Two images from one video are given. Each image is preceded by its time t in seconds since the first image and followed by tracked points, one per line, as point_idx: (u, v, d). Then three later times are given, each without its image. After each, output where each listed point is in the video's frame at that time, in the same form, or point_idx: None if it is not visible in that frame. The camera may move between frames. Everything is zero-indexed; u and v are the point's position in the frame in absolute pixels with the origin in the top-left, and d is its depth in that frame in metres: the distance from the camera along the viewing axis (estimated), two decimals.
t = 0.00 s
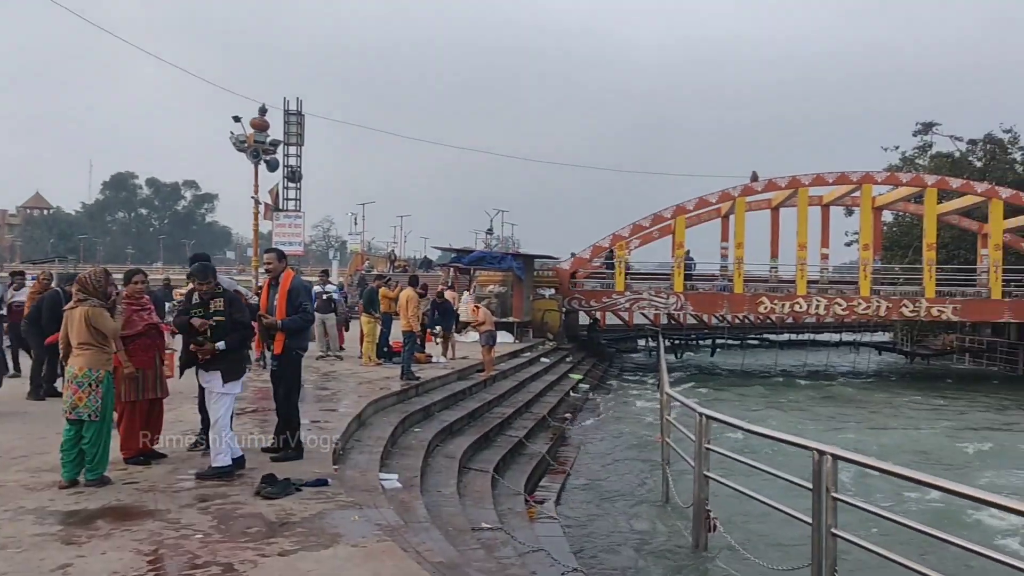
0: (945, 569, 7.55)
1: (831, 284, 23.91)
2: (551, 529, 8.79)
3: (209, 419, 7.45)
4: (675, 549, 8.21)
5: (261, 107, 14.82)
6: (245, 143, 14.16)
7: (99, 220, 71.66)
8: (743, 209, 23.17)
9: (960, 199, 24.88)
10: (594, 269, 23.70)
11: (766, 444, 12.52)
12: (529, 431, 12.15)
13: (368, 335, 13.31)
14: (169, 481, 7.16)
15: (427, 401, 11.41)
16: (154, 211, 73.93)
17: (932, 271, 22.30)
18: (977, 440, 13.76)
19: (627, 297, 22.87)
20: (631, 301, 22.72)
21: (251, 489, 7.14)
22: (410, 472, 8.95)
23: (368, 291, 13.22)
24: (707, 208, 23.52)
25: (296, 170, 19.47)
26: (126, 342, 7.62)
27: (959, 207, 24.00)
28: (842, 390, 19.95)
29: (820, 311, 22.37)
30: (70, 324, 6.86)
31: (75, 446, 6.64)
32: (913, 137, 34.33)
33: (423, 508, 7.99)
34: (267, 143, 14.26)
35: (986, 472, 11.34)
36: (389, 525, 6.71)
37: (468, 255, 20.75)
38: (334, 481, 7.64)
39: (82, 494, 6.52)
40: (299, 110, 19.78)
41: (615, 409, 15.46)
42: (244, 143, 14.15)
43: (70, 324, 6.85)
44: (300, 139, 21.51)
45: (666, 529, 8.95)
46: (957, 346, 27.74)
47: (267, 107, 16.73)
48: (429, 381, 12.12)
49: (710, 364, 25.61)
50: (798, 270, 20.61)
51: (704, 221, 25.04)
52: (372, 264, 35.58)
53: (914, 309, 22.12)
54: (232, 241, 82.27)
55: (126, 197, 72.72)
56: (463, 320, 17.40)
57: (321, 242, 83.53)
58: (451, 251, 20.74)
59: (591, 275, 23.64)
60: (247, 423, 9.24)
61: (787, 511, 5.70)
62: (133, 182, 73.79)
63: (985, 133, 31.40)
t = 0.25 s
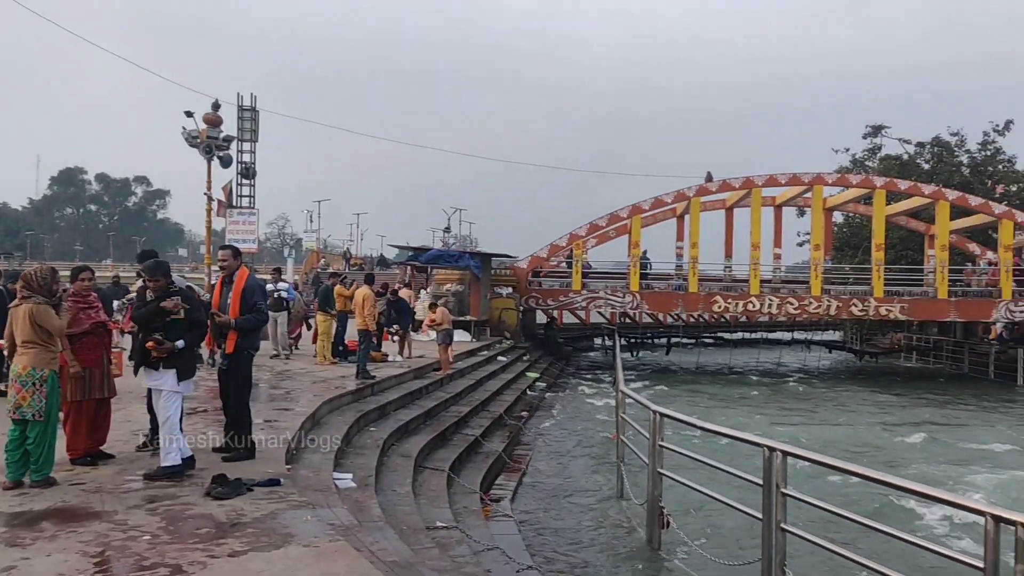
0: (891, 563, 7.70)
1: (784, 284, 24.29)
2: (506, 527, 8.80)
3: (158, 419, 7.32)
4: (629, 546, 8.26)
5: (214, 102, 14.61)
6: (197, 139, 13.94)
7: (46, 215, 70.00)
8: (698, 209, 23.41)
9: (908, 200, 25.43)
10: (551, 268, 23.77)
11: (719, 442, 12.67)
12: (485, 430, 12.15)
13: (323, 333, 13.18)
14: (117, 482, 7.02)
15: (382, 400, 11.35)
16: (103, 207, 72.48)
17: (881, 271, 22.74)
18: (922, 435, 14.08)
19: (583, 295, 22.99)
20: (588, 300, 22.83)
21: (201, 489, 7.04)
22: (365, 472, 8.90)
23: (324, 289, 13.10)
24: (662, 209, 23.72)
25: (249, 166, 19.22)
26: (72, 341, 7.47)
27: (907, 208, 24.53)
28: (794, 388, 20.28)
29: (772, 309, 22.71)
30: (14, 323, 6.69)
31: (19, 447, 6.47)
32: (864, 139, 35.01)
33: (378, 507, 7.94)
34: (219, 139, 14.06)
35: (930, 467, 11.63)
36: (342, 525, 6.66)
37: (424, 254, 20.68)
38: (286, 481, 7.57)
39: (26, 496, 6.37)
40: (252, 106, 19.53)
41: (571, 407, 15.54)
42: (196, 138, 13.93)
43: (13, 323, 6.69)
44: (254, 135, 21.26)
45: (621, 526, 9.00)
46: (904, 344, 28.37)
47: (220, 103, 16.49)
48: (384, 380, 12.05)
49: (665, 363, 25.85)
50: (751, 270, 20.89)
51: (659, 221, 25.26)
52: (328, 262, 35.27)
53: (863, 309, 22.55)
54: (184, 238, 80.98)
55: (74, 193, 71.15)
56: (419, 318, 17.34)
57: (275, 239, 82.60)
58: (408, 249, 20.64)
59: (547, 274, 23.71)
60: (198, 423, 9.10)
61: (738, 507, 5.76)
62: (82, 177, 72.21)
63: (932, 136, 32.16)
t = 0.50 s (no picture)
0: (828, 553, 7.88)
1: (728, 281, 24.68)
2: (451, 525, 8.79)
3: (95, 416, 7.12)
4: (573, 541, 8.30)
5: (155, 94, 14.29)
6: (137, 131, 13.63)
7: None
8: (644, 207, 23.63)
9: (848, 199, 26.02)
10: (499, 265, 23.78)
11: (664, 437, 12.83)
12: (432, 427, 12.12)
13: (268, 329, 12.99)
14: (50, 482, 6.84)
15: (327, 397, 11.24)
16: (39, 201, 70.46)
17: (822, 269, 23.21)
18: (858, 428, 14.45)
19: (532, 292, 23.03)
20: (536, 297, 22.85)
21: (138, 489, 6.89)
22: (308, 470, 8.80)
23: (268, 286, 12.90)
24: (610, 206, 23.88)
25: (192, 160, 18.86)
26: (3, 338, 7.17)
27: (846, 207, 25.09)
28: (737, 383, 20.62)
29: (717, 306, 23.07)
30: None
31: None
32: (806, 139, 35.73)
33: (322, 506, 7.87)
34: (160, 132, 13.77)
35: (868, 459, 11.91)
36: (284, 524, 6.58)
37: (371, 250, 20.53)
38: (227, 480, 7.45)
39: None
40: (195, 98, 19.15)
41: (518, 403, 15.60)
42: (136, 130, 13.62)
43: None
44: (196, 128, 20.86)
45: (567, 521, 9.06)
46: (843, 340, 29.07)
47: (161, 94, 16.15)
48: (330, 377, 11.93)
49: (612, 359, 26.07)
50: (696, 267, 21.18)
51: (607, 218, 25.46)
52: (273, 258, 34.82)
53: (805, 306, 23.02)
54: (124, 233, 79.17)
55: (8, 185, 69.02)
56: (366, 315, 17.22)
57: (220, 235, 81.24)
58: (355, 245, 20.48)
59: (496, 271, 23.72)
60: (137, 421, 8.91)
61: (680, 500, 5.83)
62: (17, 169, 70.08)
63: (871, 137, 32.96)
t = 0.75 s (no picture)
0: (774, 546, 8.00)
1: (680, 279, 24.94)
2: (402, 522, 8.75)
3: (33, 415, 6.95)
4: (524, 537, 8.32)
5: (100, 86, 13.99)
6: (82, 124, 13.34)
7: None
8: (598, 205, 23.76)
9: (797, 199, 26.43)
10: (454, 262, 23.73)
11: (616, 434, 12.93)
12: (384, 425, 12.07)
13: (217, 326, 12.81)
14: None
15: (278, 395, 11.12)
16: None
17: (772, 268, 23.57)
18: (804, 424, 14.71)
19: (486, 290, 23.12)
20: (491, 294, 22.98)
21: (79, 489, 6.75)
22: (257, 468, 8.70)
23: (217, 283, 12.72)
24: (563, 204, 23.98)
25: (139, 154, 18.52)
26: None
27: (795, 207, 25.49)
28: (689, 380, 20.85)
29: (668, 304, 23.28)
30: None
31: None
32: (756, 140, 36.22)
33: (270, 505, 7.78)
34: (106, 125, 13.49)
35: (815, 454, 12.12)
36: (229, 524, 6.50)
37: (324, 246, 20.38)
38: (172, 480, 7.33)
39: None
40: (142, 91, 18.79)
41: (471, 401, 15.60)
42: (80, 123, 13.32)
43: None
44: (144, 121, 20.48)
45: (518, 518, 9.06)
46: (792, 338, 29.58)
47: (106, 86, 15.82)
48: (280, 375, 11.81)
49: (565, 356, 26.19)
50: (648, 265, 21.36)
51: (560, 216, 25.54)
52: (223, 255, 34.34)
53: (754, 304, 23.38)
54: (70, 228, 77.37)
55: None
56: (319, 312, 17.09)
57: (169, 231, 79.85)
58: (306, 242, 20.29)
59: (450, 268, 23.68)
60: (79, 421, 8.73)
61: (628, 495, 5.85)
62: None
63: (819, 138, 33.55)
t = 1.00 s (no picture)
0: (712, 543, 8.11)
1: (623, 280, 25.18)
2: (342, 523, 8.67)
3: None
4: (465, 537, 8.28)
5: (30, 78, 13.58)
6: (11, 118, 12.94)
7: None
8: (542, 206, 23.86)
9: (736, 201, 26.91)
10: (397, 262, 23.60)
11: (558, 433, 13.01)
12: (325, 425, 11.94)
13: (152, 326, 12.53)
14: None
15: (215, 396, 10.92)
16: None
17: (712, 269, 23.94)
18: (741, 422, 14.99)
19: (430, 289, 23.01)
20: (435, 294, 22.88)
21: (4, 493, 6.54)
22: (193, 470, 8.53)
23: (153, 281, 12.45)
24: (508, 204, 24.02)
25: (72, 149, 18.02)
26: None
27: (735, 209, 25.95)
28: (631, 380, 21.06)
29: (611, 304, 23.50)
30: None
31: None
32: (697, 143, 36.77)
33: (205, 507, 7.64)
34: (37, 119, 13.11)
35: (752, 451, 12.36)
36: (161, 526, 6.36)
37: (264, 245, 20.08)
38: (103, 483, 7.16)
39: None
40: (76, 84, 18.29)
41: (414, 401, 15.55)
42: (10, 117, 12.93)
43: None
44: (77, 115, 19.94)
45: (460, 518, 9.04)
46: (732, 337, 30.11)
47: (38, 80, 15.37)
48: (218, 375, 11.60)
49: (508, 356, 26.24)
50: (591, 265, 21.53)
51: (505, 216, 25.59)
52: (160, 252, 33.59)
53: (695, 304, 23.72)
54: None
55: None
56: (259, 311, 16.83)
57: (104, 227, 77.87)
58: (247, 240, 19.96)
59: (393, 268, 23.53)
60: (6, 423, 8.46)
61: (569, 493, 5.73)
62: None
63: (758, 142, 34.22)
